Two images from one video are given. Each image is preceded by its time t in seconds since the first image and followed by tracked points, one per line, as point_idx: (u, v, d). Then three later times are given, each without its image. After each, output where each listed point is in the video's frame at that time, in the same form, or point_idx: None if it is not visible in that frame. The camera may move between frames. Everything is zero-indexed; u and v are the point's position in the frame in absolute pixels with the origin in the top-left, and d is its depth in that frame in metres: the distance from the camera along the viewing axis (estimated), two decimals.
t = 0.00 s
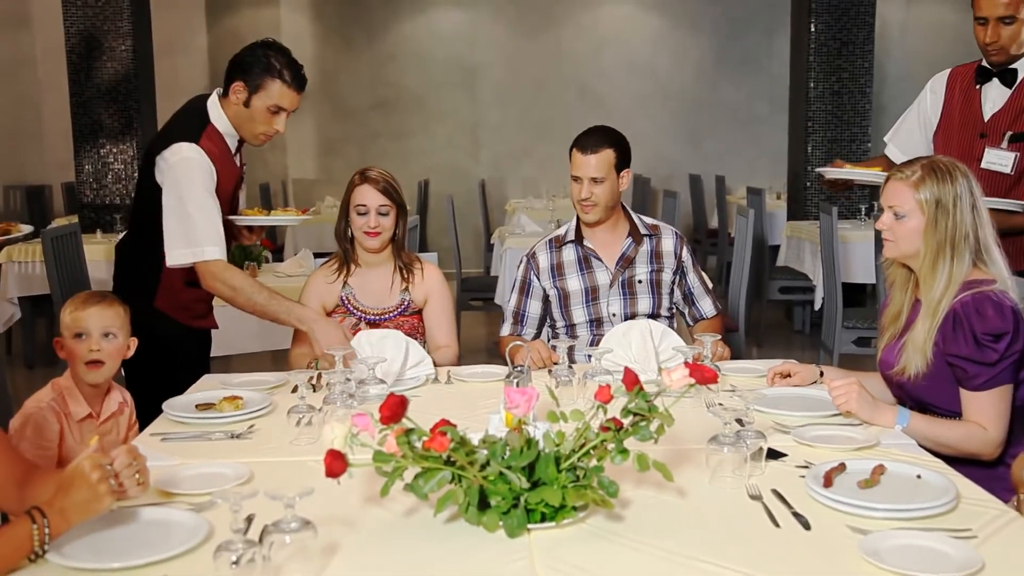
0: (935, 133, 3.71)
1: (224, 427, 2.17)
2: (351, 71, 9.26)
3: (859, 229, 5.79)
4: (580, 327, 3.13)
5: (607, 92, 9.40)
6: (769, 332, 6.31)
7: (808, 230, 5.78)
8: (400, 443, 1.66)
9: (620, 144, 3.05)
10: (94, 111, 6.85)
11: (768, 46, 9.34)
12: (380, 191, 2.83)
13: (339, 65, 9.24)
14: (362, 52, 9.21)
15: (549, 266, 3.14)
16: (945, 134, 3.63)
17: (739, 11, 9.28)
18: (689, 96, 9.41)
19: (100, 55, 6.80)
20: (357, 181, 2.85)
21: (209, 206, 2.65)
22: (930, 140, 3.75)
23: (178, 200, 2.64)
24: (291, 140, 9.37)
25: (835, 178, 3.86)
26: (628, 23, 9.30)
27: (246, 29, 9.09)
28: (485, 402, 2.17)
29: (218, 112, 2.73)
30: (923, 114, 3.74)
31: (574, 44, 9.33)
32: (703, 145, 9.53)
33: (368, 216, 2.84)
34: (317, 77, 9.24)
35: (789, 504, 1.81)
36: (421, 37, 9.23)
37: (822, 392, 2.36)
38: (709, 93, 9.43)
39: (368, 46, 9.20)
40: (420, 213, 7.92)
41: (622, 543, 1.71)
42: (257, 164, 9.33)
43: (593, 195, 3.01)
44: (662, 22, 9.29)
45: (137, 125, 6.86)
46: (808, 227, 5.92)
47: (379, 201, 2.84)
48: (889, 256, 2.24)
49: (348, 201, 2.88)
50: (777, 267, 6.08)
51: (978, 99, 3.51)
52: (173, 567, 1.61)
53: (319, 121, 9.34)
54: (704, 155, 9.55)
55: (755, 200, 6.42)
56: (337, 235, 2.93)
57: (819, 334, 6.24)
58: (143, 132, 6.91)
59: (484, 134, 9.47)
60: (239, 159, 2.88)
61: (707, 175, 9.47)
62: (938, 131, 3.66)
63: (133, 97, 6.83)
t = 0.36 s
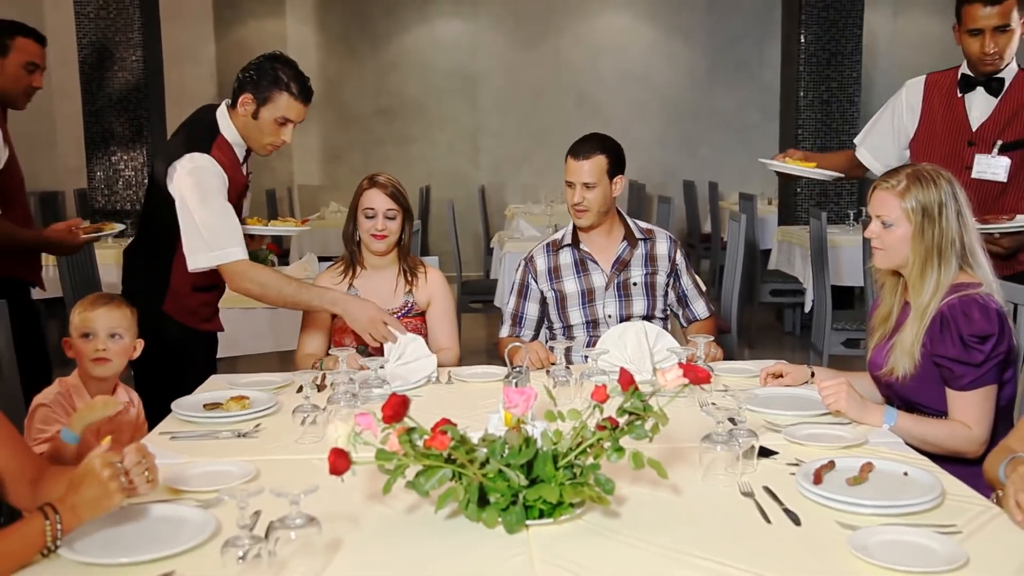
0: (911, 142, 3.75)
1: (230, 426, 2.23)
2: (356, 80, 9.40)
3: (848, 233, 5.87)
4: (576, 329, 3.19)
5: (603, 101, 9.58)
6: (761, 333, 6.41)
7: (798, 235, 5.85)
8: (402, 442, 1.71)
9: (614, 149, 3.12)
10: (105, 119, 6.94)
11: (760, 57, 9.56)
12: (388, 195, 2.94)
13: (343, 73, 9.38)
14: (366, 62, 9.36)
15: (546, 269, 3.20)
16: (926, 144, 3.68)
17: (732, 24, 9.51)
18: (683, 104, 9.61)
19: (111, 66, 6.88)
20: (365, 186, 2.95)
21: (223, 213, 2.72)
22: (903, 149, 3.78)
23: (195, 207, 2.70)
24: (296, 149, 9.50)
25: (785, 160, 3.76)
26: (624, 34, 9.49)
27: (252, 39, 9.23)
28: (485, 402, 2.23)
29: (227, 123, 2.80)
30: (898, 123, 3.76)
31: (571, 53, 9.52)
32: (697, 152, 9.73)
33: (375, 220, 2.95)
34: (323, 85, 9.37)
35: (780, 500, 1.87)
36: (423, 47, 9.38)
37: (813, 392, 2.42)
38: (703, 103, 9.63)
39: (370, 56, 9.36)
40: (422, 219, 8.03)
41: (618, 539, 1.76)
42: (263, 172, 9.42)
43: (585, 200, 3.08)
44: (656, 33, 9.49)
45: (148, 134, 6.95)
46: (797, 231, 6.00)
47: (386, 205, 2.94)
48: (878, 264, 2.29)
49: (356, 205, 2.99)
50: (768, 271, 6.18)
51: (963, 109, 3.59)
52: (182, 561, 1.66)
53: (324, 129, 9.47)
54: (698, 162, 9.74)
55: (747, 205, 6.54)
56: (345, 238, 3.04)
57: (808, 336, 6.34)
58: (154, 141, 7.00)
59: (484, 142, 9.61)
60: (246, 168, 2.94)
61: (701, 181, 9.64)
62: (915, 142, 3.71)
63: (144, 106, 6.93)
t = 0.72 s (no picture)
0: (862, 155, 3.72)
1: (235, 423, 2.27)
2: (358, 83, 9.47)
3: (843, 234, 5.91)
4: (574, 327, 3.22)
5: (601, 103, 9.63)
6: (757, 332, 6.46)
7: (792, 235, 5.87)
8: (403, 439, 1.75)
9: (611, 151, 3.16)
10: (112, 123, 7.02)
11: (755, 61, 9.59)
12: (391, 197, 2.99)
13: (346, 77, 9.45)
14: (367, 66, 9.43)
15: (545, 269, 3.23)
16: (883, 158, 3.64)
17: (729, 26, 9.56)
18: (680, 107, 9.67)
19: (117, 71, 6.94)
20: (369, 188, 2.99)
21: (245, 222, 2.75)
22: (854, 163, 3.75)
23: (216, 212, 2.73)
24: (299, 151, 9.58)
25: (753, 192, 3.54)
26: (621, 37, 9.53)
27: (256, 42, 9.31)
28: (485, 399, 2.26)
29: (240, 129, 2.86)
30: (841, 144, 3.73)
31: (570, 57, 9.56)
32: (694, 154, 9.78)
33: (379, 222, 3.00)
34: (326, 88, 9.44)
35: (774, 496, 1.91)
36: (424, 50, 9.45)
37: (809, 390, 2.46)
38: (699, 105, 9.69)
39: (372, 59, 9.43)
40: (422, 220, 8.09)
41: (617, 534, 1.80)
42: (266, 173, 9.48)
43: (582, 201, 3.13)
44: (654, 37, 9.54)
45: (153, 137, 7.02)
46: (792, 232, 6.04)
47: (389, 207, 2.99)
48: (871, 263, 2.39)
49: (359, 207, 3.03)
50: (764, 271, 6.22)
51: (908, 120, 3.56)
52: (188, 555, 1.69)
53: (326, 131, 9.55)
54: (695, 163, 9.80)
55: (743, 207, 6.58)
56: (349, 239, 3.09)
57: (803, 335, 6.40)
58: (158, 145, 7.07)
59: (484, 144, 9.67)
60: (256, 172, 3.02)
61: (697, 183, 9.71)
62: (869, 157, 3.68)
63: (149, 109, 6.99)
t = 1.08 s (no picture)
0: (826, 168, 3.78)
1: (239, 418, 2.31)
2: (360, 85, 9.53)
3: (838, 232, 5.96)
4: (573, 324, 3.26)
5: (600, 104, 9.68)
6: (752, 328, 6.50)
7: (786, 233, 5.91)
8: (405, 434, 1.79)
9: (610, 151, 3.18)
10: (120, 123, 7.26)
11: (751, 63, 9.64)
12: (394, 196, 3.02)
13: (349, 79, 9.51)
14: (370, 69, 9.49)
15: (544, 266, 3.27)
16: (848, 170, 3.68)
17: (726, 29, 9.62)
18: (677, 108, 9.73)
19: (124, 72, 7.22)
20: (372, 187, 3.02)
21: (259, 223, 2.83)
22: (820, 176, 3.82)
23: (227, 213, 2.78)
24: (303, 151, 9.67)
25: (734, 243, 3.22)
26: (619, 40, 9.58)
27: (260, 45, 9.39)
28: (485, 394, 2.30)
29: (250, 132, 2.89)
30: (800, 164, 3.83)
31: (568, 60, 9.62)
32: (690, 154, 9.85)
33: (382, 221, 3.03)
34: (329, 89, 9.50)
35: (769, 490, 1.94)
36: (425, 52, 9.51)
37: (806, 388, 2.49)
38: (695, 107, 9.76)
39: (374, 61, 9.49)
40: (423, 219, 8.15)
41: (615, 527, 1.83)
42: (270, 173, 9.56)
43: (580, 199, 3.17)
44: (651, 39, 9.60)
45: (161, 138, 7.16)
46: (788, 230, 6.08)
47: (393, 206, 3.02)
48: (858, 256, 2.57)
49: (362, 204, 3.06)
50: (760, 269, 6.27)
51: (863, 131, 3.63)
52: (195, 548, 1.74)
53: (330, 133, 9.64)
54: (691, 164, 9.86)
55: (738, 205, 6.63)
56: (350, 237, 3.11)
57: (797, 332, 6.44)
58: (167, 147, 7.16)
59: (484, 144, 9.73)
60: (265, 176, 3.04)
61: (692, 183, 9.78)
62: (832, 170, 3.73)
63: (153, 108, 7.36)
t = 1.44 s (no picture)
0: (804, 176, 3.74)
1: (246, 413, 2.37)
2: (364, 90, 9.66)
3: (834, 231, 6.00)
4: (571, 321, 3.31)
5: (599, 106, 9.74)
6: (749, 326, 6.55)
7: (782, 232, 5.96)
8: (407, 428, 1.84)
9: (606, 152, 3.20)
10: (129, 125, 7.31)
11: (746, 65, 9.71)
12: (397, 197, 3.07)
13: (352, 83, 9.62)
14: (374, 73, 9.61)
15: (542, 265, 3.32)
16: (829, 177, 3.64)
17: (723, 31, 9.64)
18: (674, 110, 9.76)
19: (134, 76, 7.28)
20: (375, 188, 3.07)
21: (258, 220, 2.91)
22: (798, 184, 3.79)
23: (227, 211, 2.82)
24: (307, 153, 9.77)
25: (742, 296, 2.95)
26: (616, 42, 9.64)
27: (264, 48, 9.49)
28: (486, 390, 2.36)
29: (252, 133, 2.96)
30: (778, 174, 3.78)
31: (566, 63, 9.68)
32: (686, 154, 9.88)
33: (385, 222, 3.08)
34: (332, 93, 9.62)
35: (762, 482, 2.00)
36: (427, 56, 9.61)
37: (800, 383, 2.56)
38: (691, 109, 9.78)
39: (377, 65, 9.60)
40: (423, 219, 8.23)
41: (611, 519, 1.88)
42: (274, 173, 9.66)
43: (580, 200, 3.19)
44: (647, 43, 9.64)
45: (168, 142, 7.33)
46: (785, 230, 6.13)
47: (395, 206, 3.07)
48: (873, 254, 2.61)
49: (364, 205, 3.10)
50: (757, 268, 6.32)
51: (841, 141, 3.57)
52: (205, 540, 1.79)
53: (334, 135, 9.76)
54: (688, 164, 9.88)
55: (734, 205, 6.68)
56: (353, 237, 3.16)
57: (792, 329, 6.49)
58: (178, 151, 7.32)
59: (484, 146, 9.82)
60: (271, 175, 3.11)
61: (689, 183, 9.83)
62: (813, 178, 3.69)
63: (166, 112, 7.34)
